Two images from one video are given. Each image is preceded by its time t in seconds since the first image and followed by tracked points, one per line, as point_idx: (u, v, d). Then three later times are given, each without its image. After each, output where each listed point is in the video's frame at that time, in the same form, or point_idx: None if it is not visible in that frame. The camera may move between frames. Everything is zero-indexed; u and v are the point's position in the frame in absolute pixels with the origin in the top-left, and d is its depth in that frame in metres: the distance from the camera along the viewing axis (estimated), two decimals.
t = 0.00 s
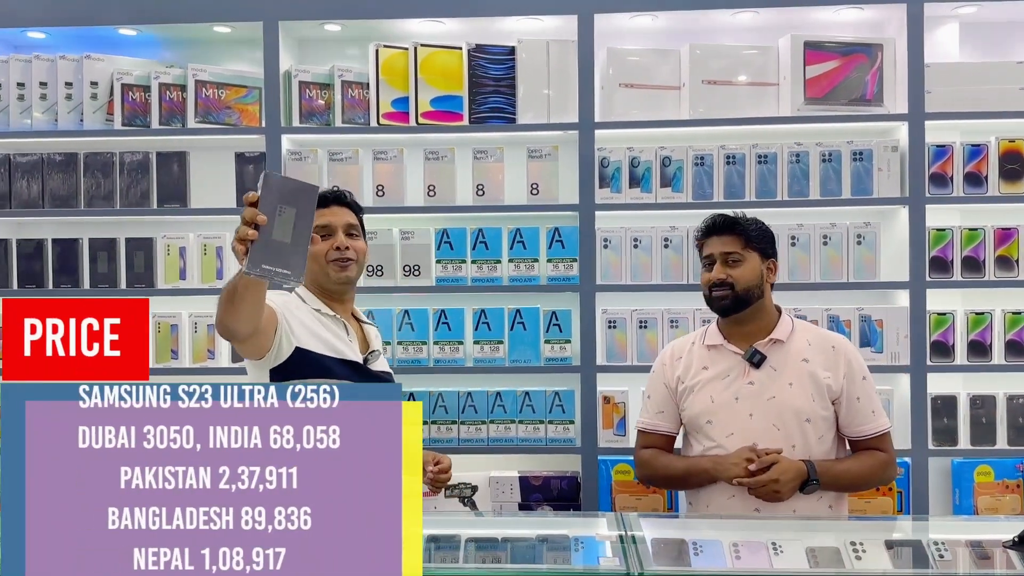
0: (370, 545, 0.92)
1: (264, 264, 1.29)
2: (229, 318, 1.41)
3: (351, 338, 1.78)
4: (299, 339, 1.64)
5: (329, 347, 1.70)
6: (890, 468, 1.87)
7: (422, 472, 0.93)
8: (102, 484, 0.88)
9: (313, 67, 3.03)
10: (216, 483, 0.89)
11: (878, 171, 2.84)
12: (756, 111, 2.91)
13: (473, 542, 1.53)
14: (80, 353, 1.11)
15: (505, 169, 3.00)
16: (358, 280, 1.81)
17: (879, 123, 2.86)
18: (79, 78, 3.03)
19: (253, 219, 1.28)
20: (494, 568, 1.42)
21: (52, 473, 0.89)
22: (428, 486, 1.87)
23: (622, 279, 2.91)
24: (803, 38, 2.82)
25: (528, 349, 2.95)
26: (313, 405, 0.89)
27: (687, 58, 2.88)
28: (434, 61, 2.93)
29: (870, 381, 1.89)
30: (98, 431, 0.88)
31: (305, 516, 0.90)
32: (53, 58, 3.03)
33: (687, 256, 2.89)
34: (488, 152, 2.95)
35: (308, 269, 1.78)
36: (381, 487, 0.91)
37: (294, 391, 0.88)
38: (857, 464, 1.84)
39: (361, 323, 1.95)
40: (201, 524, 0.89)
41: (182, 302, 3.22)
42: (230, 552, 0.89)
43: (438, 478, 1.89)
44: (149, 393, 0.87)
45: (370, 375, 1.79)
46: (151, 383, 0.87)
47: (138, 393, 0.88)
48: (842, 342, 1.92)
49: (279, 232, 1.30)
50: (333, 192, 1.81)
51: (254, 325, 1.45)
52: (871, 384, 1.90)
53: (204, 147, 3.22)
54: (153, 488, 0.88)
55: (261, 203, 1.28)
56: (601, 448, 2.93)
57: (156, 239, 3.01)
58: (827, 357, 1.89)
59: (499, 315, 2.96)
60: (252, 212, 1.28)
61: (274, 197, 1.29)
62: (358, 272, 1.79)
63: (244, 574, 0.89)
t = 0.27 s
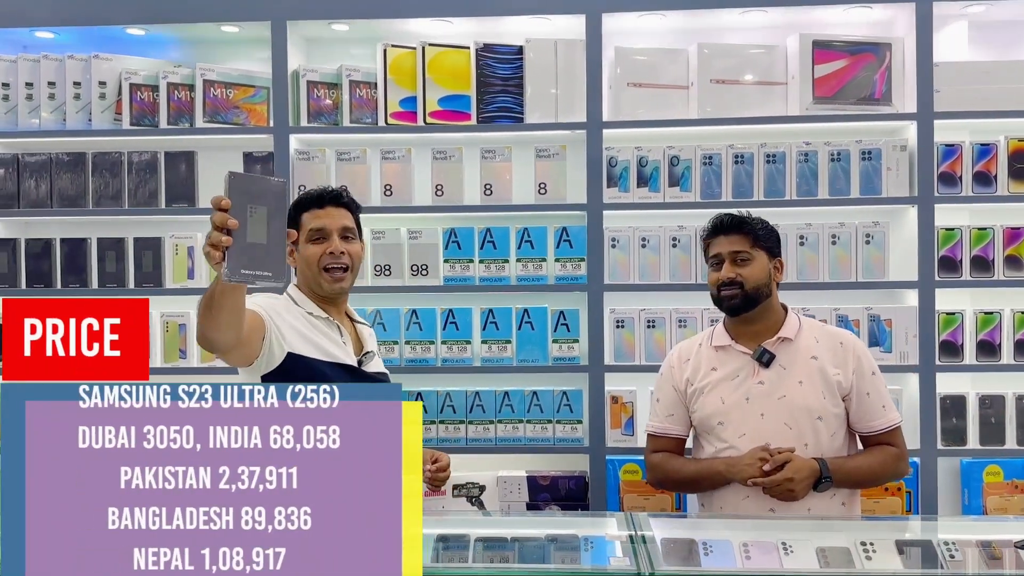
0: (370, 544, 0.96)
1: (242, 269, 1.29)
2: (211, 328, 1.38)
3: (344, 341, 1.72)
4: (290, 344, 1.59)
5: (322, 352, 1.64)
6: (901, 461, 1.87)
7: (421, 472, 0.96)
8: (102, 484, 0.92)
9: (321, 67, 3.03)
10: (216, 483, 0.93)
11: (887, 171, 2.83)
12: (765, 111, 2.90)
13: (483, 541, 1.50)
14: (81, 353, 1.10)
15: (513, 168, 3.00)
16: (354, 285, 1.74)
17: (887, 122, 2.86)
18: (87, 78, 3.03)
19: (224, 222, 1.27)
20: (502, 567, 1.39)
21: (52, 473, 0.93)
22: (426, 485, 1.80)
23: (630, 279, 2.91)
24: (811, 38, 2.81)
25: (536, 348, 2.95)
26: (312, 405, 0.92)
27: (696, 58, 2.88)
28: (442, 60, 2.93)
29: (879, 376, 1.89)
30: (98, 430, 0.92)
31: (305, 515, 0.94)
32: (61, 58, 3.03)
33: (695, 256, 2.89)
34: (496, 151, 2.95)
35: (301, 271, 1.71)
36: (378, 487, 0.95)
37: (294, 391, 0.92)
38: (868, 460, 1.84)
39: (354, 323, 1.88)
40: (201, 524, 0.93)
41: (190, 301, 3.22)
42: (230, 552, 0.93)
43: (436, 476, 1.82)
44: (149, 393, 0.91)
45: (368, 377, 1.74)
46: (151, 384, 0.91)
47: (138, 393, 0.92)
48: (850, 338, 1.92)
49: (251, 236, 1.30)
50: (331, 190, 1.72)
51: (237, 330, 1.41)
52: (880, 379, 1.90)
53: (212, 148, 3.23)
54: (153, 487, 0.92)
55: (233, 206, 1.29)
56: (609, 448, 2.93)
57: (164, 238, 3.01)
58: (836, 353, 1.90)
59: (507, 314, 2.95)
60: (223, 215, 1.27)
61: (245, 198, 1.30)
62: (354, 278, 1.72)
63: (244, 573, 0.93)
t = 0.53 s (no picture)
0: (371, 544, 0.92)
1: (240, 283, 1.20)
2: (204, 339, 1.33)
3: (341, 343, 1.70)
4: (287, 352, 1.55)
5: (320, 357, 1.61)
6: (916, 456, 1.87)
7: (421, 472, 0.93)
8: (102, 484, 0.90)
9: (327, 66, 3.03)
10: (216, 484, 0.90)
11: (893, 170, 2.83)
12: (771, 110, 2.90)
13: (488, 541, 1.44)
14: (81, 352, 1.05)
15: (519, 168, 3.00)
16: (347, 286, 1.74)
17: (894, 122, 2.86)
18: (94, 78, 3.03)
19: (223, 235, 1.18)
20: (507, 567, 1.33)
21: (52, 473, 0.90)
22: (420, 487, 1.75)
23: (636, 278, 2.91)
24: (818, 37, 2.81)
25: (542, 347, 2.95)
26: (313, 405, 0.90)
27: (702, 57, 2.87)
28: (449, 60, 2.93)
29: (893, 372, 1.90)
30: (97, 430, 0.89)
31: (305, 517, 0.91)
32: (67, 58, 3.03)
33: (702, 255, 2.88)
34: (502, 151, 2.95)
35: (294, 272, 1.70)
36: (380, 488, 0.92)
37: (294, 390, 0.89)
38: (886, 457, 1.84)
39: (347, 323, 1.87)
40: (201, 524, 0.90)
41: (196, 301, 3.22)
42: (231, 552, 0.91)
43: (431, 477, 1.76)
44: (149, 393, 0.89)
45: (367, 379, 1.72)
46: (151, 384, 0.88)
47: (138, 393, 0.89)
48: (863, 336, 1.93)
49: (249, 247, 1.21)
50: (323, 189, 1.71)
51: (232, 342, 1.36)
52: (894, 375, 1.91)
53: (219, 148, 3.23)
54: (152, 487, 0.90)
55: (229, 216, 1.19)
56: (615, 448, 2.93)
57: (171, 238, 3.02)
58: (850, 350, 1.90)
59: (513, 314, 2.95)
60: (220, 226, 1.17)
61: (240, 205, 1.20)
62: (347, 279, 1.72)
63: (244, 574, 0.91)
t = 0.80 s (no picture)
0: (370, 545, 0.92)
1: (241, 298, 1.08)
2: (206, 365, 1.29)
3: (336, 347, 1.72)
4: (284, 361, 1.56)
5: (315, 363, 1.62)
6: (938, 459, 1.88)
7: (421, 475, 0.93)
8: (102, 484, 0.90)
9: (331, 67, 3.03)
10: (216, 484, 0.91)
11: (898, 170, 2.83)
12: (775, 111, 2.90)
13: (494, 541, 1.44)
14: (81, 353, 1.03)
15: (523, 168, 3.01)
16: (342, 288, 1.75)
17: (898, 122, 2.86)
18: (98, 78, 3.04)
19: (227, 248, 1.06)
20: (511, 568, 1.33)
21: (52, 473, 0.90)
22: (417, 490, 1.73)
23: (640, 278, 2.91)
24: (822, 37, 2.81)
25: (546, 348, 2.95)
26: (313, 405, 0.90)
27: (706, 58, 2.88)
28: (452, 60, 2.93)
29: (918, 374, 1.89)
30: (97, 431, 0.90)
31: (304, 516, 0.91)
32: (72, 59, 3.04)
33: (706, 256, 2.88)
34: (507, 151, 2.95)
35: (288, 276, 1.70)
36: (379, 488, 0.92)
37: (294, 391, 0.90)
38: (908, 461, 1.84)
39: (343, 323, 1.87)
40: (201, 524, 0.91)
41: (200, 301, 3.23)
42: (231, 552, 0.91)
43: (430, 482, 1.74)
44: (149, 393, 0.90)
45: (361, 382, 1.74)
46: (151, 384, 0.89)
47: (138, 393, 0.90)
48: (887, 336, 1.92)
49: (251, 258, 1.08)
50: (315, 192, 1.71)
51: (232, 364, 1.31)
52: (919, 377, 1.90)
53: (223, 148, 3.24)
54: (152, 487, 0.90)
55: (229, 226, 1.07)
56: (620, 448, 2.93)
57: (176, 238, 3.02)
58: (874, 351, 1.89)
59: (517, 314, 2.95)
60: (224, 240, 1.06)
61: (241, 214, 1.07)
62: (342, 282, 1.72)
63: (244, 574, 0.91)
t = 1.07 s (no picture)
0: (370, 545, 0.92)
1: (241, 324, 1.24)
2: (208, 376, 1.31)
3: (332, 349, 1.72)
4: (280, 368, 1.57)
5: (311, 369, 1.63)
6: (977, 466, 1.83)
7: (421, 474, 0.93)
8: (102, 484, 0.90)
9: (333, 67, 3.03)
10: (216, 484, 0.91)
11: (899, 170, 2.83)
12: (777, 110, 2.90)
13: (496, 541, 1.44)
14: (81, 353, 1.03)
15: (524, 168, 3.01)
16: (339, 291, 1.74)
17: (899, 122, 2.86)
18: (99, 78, 3.04)
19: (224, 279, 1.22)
20: (514, 567, 1.33)
21: (52, 473, 0.90)
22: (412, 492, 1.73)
23: (642, 278, 2.91)
24: (823, 36, 2.81)
25: (547, 348, 2.95)
26: (313, 405, 0.90)
27: (707, 57, 2.88)
28: (453, 60, 2.93)
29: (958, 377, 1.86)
30: (97, 431, 0.90)
31: (305, 516, 0.91)
32: (73, 59, 3.04)
33: (707, 255, 2.88)
34: (508, 151, 2.95)
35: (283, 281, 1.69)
36: (379, 487, 0.92)
37: (294, 391, 0.90)
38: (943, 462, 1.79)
39: (341, 324, 1.87)
40: (201, 524, 0.91)
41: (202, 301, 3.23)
42: (230, 552, 0.91)
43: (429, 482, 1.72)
44: (149, 393, 0.90)
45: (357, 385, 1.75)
46: (151, 384, 0.89)
47: (138, 393, 0.90)
48: (927, 337, 1.88)
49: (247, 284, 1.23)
50: (310, 194, 1.71)
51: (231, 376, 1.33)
52: (958, 379, 1.86)
53: (224, 148, 3.24)
54: (152, 487, 0.90)
55: (221, 255, 1.21)
56: (621, 448, 2.92)
57: (177, 238, 3.02)
58: (914, 351, 1.85)
59: (519, 314, 2.95)
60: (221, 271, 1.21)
61: (235, 244, 1.21)
62: (338, 286, 1.72)
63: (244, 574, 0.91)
